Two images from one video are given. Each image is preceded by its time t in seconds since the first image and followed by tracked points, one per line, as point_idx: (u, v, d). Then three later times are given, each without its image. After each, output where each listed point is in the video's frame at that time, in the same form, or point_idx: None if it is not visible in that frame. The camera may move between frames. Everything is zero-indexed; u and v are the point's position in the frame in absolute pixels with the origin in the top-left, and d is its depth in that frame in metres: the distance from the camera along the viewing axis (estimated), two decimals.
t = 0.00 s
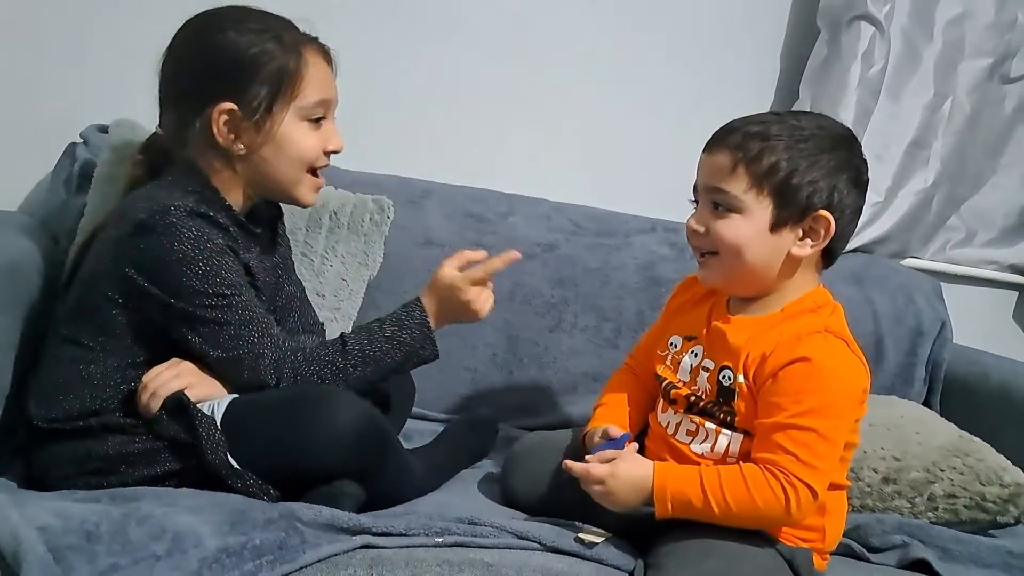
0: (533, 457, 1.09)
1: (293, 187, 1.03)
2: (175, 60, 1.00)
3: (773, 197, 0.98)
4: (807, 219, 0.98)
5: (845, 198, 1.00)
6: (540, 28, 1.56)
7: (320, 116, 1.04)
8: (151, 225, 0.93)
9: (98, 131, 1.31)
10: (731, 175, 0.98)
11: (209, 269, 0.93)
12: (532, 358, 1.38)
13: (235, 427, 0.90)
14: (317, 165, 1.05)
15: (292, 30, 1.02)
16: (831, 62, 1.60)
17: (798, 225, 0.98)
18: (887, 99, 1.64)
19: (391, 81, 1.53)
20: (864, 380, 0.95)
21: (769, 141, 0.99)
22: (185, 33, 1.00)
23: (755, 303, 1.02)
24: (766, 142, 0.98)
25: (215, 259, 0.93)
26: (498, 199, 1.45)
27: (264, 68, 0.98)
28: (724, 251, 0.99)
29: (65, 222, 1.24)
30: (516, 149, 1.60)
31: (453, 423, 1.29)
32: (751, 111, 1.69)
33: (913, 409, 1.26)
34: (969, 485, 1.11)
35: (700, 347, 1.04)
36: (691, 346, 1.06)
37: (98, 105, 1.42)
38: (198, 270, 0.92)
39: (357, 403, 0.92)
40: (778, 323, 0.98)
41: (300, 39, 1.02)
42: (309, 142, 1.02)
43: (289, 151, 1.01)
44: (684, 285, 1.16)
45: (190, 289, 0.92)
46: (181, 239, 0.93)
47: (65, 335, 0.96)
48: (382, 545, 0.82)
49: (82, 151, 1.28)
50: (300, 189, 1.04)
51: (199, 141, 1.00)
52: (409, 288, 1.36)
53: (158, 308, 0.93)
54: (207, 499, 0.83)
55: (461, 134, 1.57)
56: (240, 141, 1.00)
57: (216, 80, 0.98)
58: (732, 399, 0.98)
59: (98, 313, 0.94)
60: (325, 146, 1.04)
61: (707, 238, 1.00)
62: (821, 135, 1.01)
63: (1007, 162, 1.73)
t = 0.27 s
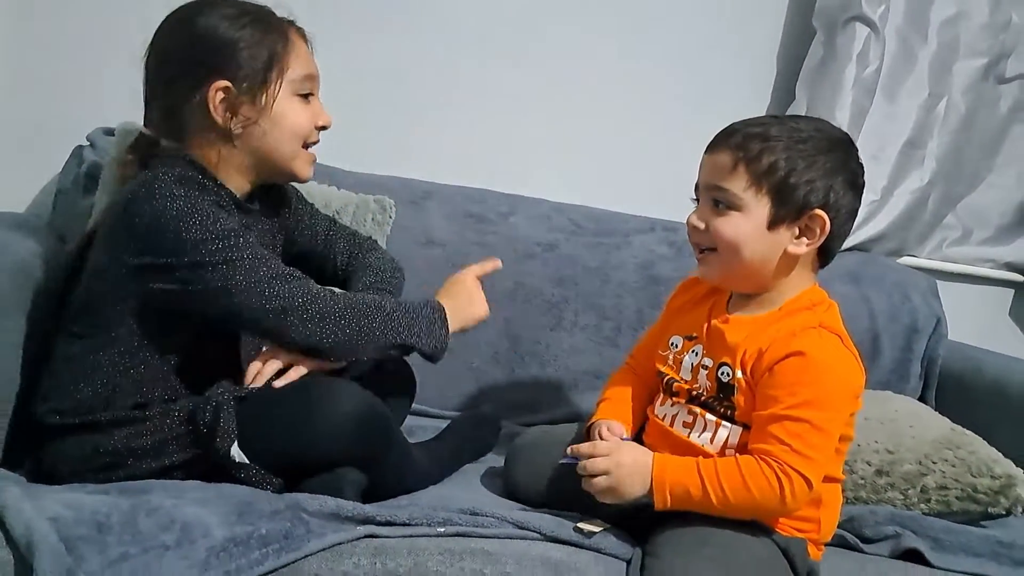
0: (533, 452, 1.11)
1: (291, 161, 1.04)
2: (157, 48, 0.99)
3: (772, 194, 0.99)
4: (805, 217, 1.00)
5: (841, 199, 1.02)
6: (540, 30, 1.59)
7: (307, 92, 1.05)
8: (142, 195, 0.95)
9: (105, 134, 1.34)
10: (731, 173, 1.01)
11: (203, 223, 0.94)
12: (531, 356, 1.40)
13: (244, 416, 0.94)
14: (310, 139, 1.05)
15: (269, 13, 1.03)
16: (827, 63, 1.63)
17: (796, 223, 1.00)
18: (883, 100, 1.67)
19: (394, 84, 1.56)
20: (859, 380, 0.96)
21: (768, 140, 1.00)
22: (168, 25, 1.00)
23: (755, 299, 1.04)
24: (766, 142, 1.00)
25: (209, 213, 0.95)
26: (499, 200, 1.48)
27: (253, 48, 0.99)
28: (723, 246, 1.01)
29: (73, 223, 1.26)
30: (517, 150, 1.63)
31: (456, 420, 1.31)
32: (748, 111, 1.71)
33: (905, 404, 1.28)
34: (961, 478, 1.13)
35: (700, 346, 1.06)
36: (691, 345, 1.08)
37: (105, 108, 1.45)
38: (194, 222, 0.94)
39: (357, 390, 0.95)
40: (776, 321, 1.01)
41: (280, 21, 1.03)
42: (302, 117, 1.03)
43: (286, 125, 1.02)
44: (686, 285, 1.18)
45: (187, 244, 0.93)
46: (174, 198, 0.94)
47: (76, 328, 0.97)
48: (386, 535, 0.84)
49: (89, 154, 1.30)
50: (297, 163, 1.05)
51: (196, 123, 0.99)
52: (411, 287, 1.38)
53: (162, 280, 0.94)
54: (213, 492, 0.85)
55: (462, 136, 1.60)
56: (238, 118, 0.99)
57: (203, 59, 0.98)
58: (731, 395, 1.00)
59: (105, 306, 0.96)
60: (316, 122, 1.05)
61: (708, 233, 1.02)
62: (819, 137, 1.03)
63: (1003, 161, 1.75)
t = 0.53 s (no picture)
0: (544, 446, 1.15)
1: (342, 181, 1.11)
2: (211, 81, 1.06)
3: (773, 191, 1.03)
4: (804, 212, 1.04)
5: (838, 195, 1.05)
6: (540, 35, 1.63)
7: (352, 113, 1.12)
8: (221, 215, 1.01)
9: (118, 146, 1.37)
10: (733, 172, 1.04)
11: (274, 254, 1.00)
12: (539, 354, 1.43)
13: (278, 417, 0.97)
14: (358, 157, 1.13)
15: (310, 39, 1.09)
16: (821, 60, 1.66)
17: (795, 218, 1.04)
18: (878, 95, 1.70)
19: (398, 90, 1.59)
20: (863, 365, 1.00)
21: (767, 140, 1.04)
22: (216, 55, 1.06)
23: (761, 294, 1.08)
24: (765, 141, 1.04)
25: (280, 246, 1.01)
26: (503, 201, 1.51)
27: (301, 78, 1.05)
28: (728, 244, 1.05)
29: (90, 234, 1.29)
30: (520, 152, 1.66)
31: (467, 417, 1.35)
32: (745, 109, 1.75)
33: (905, 392, 1.31)
34: (958, 462, 1.16)
35: (709, 338, 1.09)
36: (700, 337, 1.11)
37: (117, 120, 1.48)
38: (264, 254, 1.00)
39: (375, 398, 0.98)
40: (782, 310, 1.04)
41: (320, 45, 1.09)
42: (350, 140, 1.10)
43: (335, 150, 1.09)
44: (688, 284, 1.22)
45: (255, 272, 0.99)
46: (248, 228, 1.00)
47: (117, 335, 1.02)
48: (405, 528, 0.87)
49: (103, 165, 1.33)
50: (349, 182, 1.12)
51: (252, 156, 1.06)
52: (420, 289, 1.41)
53: (222, 299, 1.00)
54: (239, 490, 0.89)
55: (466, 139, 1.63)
56: (291, 150, 1.07)
57: (254, 95, 1.04)
58: (743, 382, 1.03)
59: (163, 316, 1.00)
60: (363, 140, 1.12)
61: (712, 232, 1.06)
62: (817, 135, 1.06)
63: (996, 153, 1.78)
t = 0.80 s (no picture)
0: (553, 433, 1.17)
1: (388, 205, 1.15)
2: (266, 107, 1.09)
3: (762, 171, 1.06)
4: (794, 190, 1.06)
5: (825, 173, 1.08)
6: (531, 33, 1.66)
7: (400, 139, 1.15)
8: (277, 237, 1.03)
9: (122, 160, 1.39)
10: (723, 156, 1.07)
11: (325, 280, 1.04)
12: (543, 345, 1.46)
13: (304, 414, 1.00)
14: (404, 183, 1.16)
15: (361, 66, 1.13)
16: (807, 44, 1.69)
17: (785, 198, 1.07)
18: (864, 76, 1.72)
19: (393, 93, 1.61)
20: (859, 339, 1.03)
21: (754, 124, 1.07)
22: (272, 81, 1.10)
23: (757, 274, 1.11)
24: (752, 125, 1.07)
25: (330, 272, 1.05)
26: (501, 198, 1.54)
27: (351, 109, 1.08)
28: (722, 226, 1.07)
29: (98, 247, 1.32)
30: (516, 149, 1.69)
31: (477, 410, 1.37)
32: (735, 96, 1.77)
33: (903, 366, 1.34)
34: (957, 430, 1.19)
35: (709, 322, 1.12)
36: (700, 322, 1.14)
37: (118, 134, 1.51)
38: (316, 279, 1.03)
39: (397, 393, 1.01)
40: (778, 290, 1.07)
41: (371, 73, 1.13)
42: (397, 165, 1.13)
43: (382, 176, 1.12)
44: (688, 269, 1.24)
45: (306, 295, 1.03)
46: (302, 251, 1.04)
47: (154, 335, 1.04)
48: (423, 515, 0.90)
49: (108, 180, 1.35)
50: (394, 206, 1.16)
51: (303, 180, 1.10)
52: (424, 287, 1.44)
53: (268, 313, 1.03)
54: (261, 486, 0.91)
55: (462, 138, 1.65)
56: (341, 175, 1.10)
57: (306, 121, 1.08)
58: (745, 362, 1.06)
59: (208, 322, 1.03)
60: (408, 166, 1.16)
61: (706, 215, 1.08)
62: (802, 117, 1.09)
63: (984, 128, 1.81)
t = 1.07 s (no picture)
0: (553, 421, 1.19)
1: (408, 217, 1.19)
2: (294, 118, 1.13)
3: (746, 152, 1.08)
4: (779, 169, 1.09)
5: (808, 154, 1.10)
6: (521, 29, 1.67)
7: (423, 153, 1.19)
8: (294, 239, 1.07)
9: (121, 165, 1.41)
10: (709, 140, 1.09)
11: (341, 282, 1.07)
12: (542, 337, 1.48)
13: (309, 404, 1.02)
14: (424, 195, 1.20)
15: (390, 81, 1.17)
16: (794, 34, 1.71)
17: (772, 177, 1.09)
18: (853, 63, 1.74)
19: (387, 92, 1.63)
20: (849, 313, 1.05)
21: (738, 108, 1.10)
22: (300, 93, 1.14)
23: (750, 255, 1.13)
24: (735, 109, 1.10)
25: (346, 275, 1.08)
26: (496, 193, 1.55)
27: (379, 118, 1.12)
28: (712, 208, 1.10)
29: (101, 252, 1.34)
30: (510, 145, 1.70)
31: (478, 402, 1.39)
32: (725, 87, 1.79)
33: (898, 347, 1.36)
34: (952, 407, 1.21)
35: (702, 304, 1.15)
36: (694, 304, 1.16)
37: (116, 140, 1.53)
38: (332, 281, 1.07)
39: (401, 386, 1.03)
40: (769, 267, 1.09)
41: (399, 88, 1.17)
42: (418, 177, 1.18)
43: (405, 188, 1.16)
44: (677, 256, 1.27)
45: (322, 296, 1.06)
46: (320, 253, 1.07)
47: (168, 331, 1.07)
48: (427, 500, 0.92)
49: (108, 185, 1.37)
50: (413, 217, 1.20)
51: (329, 187, 1.13)
52: (422, 282, 1.46)
53: (283, 313, 1.06)
54: (268, 477, 0.93)
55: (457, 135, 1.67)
56: (366, 184, 1.14)
57: (335, 131, 1.11)
58: (739, 340, 1.09)
59: (224, 319, 1.06)
60: (428, 179, 1.20)
61: (696, 198, 1.11)
62: (785, 101, 1.12)
63: (973, 112, 1.83)
